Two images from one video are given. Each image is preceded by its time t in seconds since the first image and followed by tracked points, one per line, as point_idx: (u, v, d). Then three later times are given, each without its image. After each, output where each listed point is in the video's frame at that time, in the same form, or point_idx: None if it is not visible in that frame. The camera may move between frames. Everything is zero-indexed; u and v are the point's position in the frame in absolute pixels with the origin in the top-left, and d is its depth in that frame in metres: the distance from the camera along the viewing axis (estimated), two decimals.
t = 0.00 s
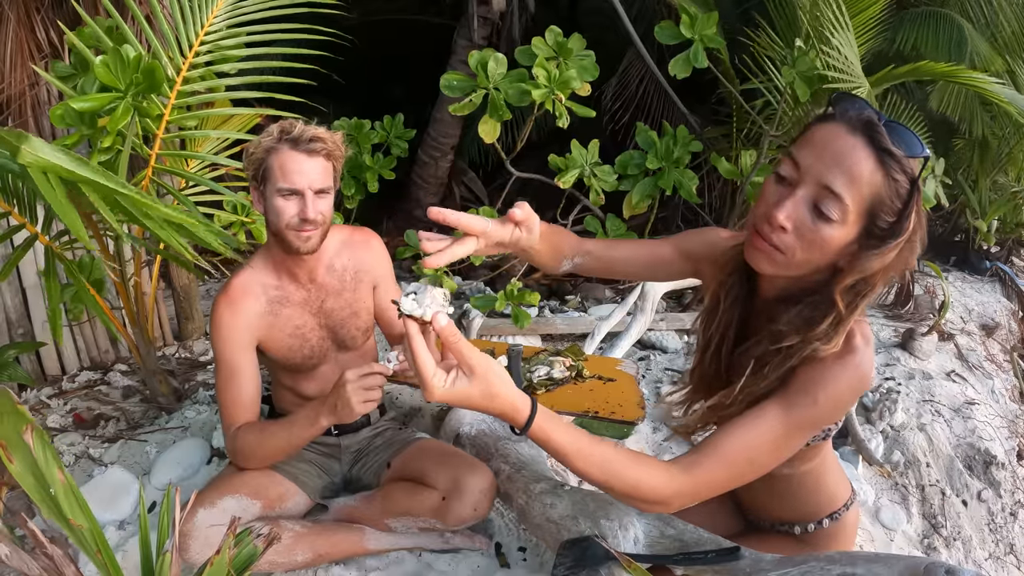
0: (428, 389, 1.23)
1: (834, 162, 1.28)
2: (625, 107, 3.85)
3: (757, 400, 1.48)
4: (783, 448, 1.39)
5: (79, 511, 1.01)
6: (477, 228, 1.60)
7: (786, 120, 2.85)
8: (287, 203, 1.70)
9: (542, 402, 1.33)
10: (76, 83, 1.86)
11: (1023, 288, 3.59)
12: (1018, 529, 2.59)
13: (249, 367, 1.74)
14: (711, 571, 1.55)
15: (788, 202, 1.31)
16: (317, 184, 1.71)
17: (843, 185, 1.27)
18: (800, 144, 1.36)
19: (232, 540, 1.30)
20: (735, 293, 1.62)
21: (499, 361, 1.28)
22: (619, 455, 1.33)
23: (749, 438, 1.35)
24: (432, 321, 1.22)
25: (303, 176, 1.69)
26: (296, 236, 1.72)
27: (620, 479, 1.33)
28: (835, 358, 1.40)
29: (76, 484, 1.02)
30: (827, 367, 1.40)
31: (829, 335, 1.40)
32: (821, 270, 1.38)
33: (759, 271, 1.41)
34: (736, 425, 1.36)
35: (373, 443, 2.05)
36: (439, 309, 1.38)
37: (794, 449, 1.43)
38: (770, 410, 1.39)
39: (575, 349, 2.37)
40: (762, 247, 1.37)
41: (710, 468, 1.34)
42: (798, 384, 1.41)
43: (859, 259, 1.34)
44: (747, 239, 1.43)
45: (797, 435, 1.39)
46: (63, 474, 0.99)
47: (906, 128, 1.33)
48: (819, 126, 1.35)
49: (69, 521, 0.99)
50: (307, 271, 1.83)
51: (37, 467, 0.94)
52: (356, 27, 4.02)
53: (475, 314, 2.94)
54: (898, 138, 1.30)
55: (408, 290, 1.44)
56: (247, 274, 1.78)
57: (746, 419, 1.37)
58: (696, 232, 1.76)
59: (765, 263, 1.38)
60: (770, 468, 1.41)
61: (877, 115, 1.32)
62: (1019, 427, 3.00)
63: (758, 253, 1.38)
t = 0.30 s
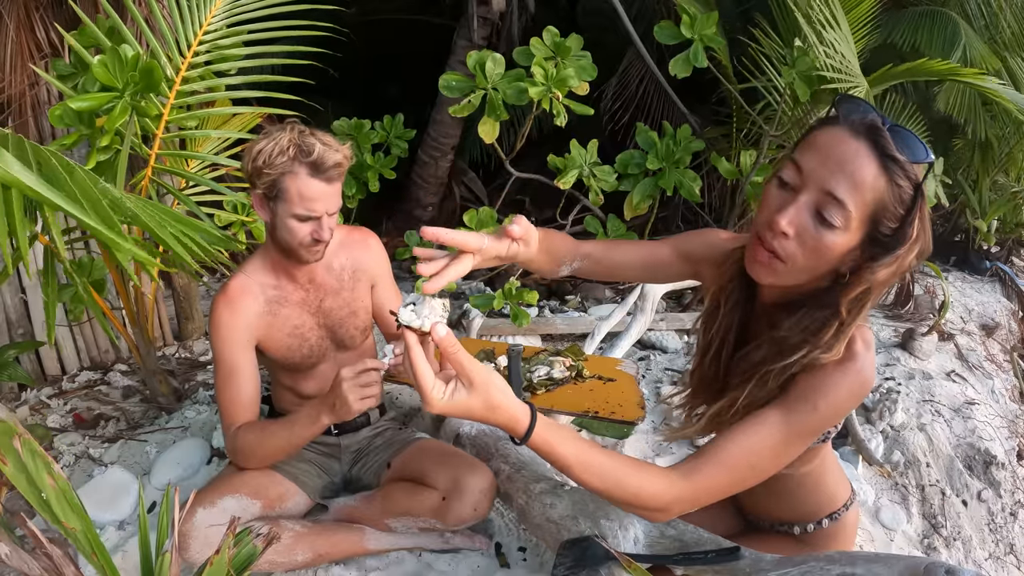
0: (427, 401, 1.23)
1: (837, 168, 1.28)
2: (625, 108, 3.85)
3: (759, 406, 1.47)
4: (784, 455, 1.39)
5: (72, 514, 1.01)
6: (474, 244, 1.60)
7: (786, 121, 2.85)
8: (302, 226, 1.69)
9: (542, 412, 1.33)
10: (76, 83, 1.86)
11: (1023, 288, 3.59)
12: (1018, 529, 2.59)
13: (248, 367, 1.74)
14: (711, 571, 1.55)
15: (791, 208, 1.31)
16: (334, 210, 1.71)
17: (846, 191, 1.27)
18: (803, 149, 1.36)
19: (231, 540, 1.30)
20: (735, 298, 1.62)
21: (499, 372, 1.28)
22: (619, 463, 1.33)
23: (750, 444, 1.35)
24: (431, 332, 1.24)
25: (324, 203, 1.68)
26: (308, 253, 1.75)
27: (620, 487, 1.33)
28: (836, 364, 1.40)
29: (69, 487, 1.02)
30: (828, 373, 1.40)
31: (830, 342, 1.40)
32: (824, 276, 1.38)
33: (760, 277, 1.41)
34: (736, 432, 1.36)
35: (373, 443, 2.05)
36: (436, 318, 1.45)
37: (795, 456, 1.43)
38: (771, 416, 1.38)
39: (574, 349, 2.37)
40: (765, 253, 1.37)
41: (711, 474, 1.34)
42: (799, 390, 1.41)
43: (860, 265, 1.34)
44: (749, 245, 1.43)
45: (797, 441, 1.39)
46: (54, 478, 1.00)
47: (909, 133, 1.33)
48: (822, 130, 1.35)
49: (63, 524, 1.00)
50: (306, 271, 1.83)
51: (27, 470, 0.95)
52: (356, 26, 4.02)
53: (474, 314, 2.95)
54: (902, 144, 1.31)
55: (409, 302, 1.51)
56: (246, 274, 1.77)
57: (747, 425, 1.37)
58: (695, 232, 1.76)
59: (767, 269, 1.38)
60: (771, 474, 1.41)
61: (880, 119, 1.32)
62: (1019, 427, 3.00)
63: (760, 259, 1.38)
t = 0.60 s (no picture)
0: (425, 407, 1.23)
1: (836, 174, 1.28)
2: (624, 108, 3.86)
3: (755, 409, 1.47)
4: (780, 458, 1.39)
5: (71, 514, 1.01)
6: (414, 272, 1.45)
7: (786, 120, 2.85)
8: (302, 227, 1.70)
9: (538, 417, 1.32)
10: (75, 83, 1.85)
11: (1023, 288, 3.59)
12: (1018, 529, 2.59)
13: (248, 367, 1.74)
14: (711, 570, 1.55)
15: (789, 213, 1.31)
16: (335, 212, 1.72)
17: (845, 198, 1.26)
18: (802, 153, 1.35)
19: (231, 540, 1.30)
20: (732, 300, 1.62)
21: (495, 379, 1.28)
22: (614, 466, 1.33)
23: (746, 448, 1.35)
24: (430, 339, 1.24)
25: (324, 205, 1.68)
26: (308, 255, 1.76)
27: (616, 489, 1.33)
28: (832, 367, 1.40)
29: (68, 486, 1.02)
30: (823, 377, 1.40)
31: (825, 345, 1.40)
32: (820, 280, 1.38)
33: (757, 280, 1.41)
34: (732, 435, 1.36)
35: (373, 443, 2.05)
36: (434, 327, 1.43)
37: (790, 459, 1.43)
38: (767, 419, 1.38)
39: (574, 349, 2.37)
40: (762, 257, 1.37)
41: (707, 476, 1.34)
42: (795, 394, 1.41)
43: (856, 269, 1.34)
44: (746, 248, 1.43)
45: (793, 445, 1.39)
46: (53, 478, 0.99)
47: (909, 139, 1.33)
48: (822, 134, 1.35)
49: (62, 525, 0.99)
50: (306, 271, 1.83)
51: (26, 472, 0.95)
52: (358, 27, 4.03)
53: (474, 315, 2.94)
54: (902, 150, 1.30)
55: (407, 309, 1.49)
56: (246, 274, 1.77)
57: (743, 428, 1.37)
58: (695, 232, 1.75)
59: (764, 273, 1.38)
60: (765, 476, 1.41)
61: (880, 124, 1.32)
62: (1019, 427, 3.00)
63: (757, 263, 1.38)
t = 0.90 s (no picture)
0: (425, 412, 1.24)
1: (836, 177, 1.28)
2: (624, 108, 3.86)
3: (755, 411, 1.48)
4: (779, 460, 1.40)
5: (75, 513, 1.01)
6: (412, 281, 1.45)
7: (786, 121, 2.85)
8: (303, 229, 1.70)
9: (538, 420, 1.32)
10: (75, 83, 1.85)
11: None
12: (1018, 529, 2.59)
13: (248, 367, 1.74)
14: (711, 571, 1.55)
15: (789, 216, 1.31)
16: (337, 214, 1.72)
17: (845, 201, 1.26)
18: (803, 155, 1.35)
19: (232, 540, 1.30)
20: (731, 301, 1.62)
21: (496, 384, 1.28)
22: (614, 468, 1.33)
23: (745, 450, 1.35)
24: (430, 345, 1.23)
25: (327, 208, 1.68)
26: (309, 256, 1.76)
27: (615, 491, 1.33)
28: (831, 370, 1.40)
29: (72, 485, 1.02)
30: (822, 379, 1.40)
31: (824, 347, 1.41)
32: (819, 282, 1.38)
33: (756, 281, 1.41)
34: (732, 436, 1.36)
35: (374, 443, 2.04)
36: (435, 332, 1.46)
37: (789, 461, 1.44)
38: (766, 421, 1.39)
39: (574, 349, 2.37)
40: (761, 259, 1.37)
41: (707, 478, 1.34)
42: (793, 396, 1.41)
43: (856, 272, 1.35)
44: (745, 250, 1.43)
45: (792, 447, 1.40)
46: (58, 477, 0.99)
47: (910, 142, 1.32)
48: (822, 136, 1.34)
49: (65, 524, 0.99)
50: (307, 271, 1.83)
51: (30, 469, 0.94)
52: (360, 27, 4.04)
53: (474, 315, 2.94)
54: (903, 154, 1.30)
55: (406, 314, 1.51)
56: (246, 274, 1.77)
57: (743, 430, 1.37)
58: (695, 232, 1.75)
59: (763, 275, 1.38)
60: (763, 478, 1.41)
61: (881, 128, 1.32)
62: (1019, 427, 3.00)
63: (756, 264, 1.38)
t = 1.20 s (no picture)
0: (427, 406, 1.24)
1: (836, 173, 1.28)
2: (625, 108, 3.86)
3: (754, 409, 1.48)
4: (778, 458, 1.40)
5: (75, 514, 1.01)
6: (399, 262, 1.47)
7: (786, 121, 2.85)
8: (304, 232, 1.70)
9: (539, 418, 1.32)
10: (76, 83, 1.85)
11: None
12: (1018, 529, 2.59)
13: (247, 367, 1.74)
14: (711, 571, 1.55)
15: (789, 213, 1.30)
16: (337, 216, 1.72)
17: (844, 197, 1.26)
18: (802, 153, 1.34)
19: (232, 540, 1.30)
20: (730, 301, 1.62)
21: (499, 378, 1.27)
22: (614, 467, 1.33)
23: (745, 448, 1.35)
24: (433, 339, 1.24)
25: (328, 211, 1.68)
26: (309, 258, 1.76)
27: (615, 490, 1.33)
28: (829, 369, 1.41)
29: (72, 487, 1.02)
30: (821, 378, 1.41)
31: (823, 347, 1.41)
32: (818, 280, 1.38)
33: (755, 279, 1.41)
34: (731, 435, 1.36)
35: (373, 443, 2.05)
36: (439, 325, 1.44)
37: (788, 459, 1.44)
38: (766, 420, 1.39)
39: (574, 349, 2.37)
40: (760, 256, 1.37)
41: (707, 476, 1.34)
42: (793, 395, 1.41)
43: (854, 269, 1.35)
44: (744, 247, 1.43)
45: (791, 445, 1.40)
46: (58, 478, 0.99)
47: (908, 139, 1.32)
48: (822, 134, 1.34)
49: (65, 524, 0.99)
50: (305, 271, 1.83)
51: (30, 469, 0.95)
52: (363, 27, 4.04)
53: (474, 314, 2.94)
54: (901, 150, 1.30)
55: (410, 307, 1.51)
56: (246, 274, 1.78)
57: (742, 428, 1.37)
58: (694, 232, 1.75)
59: (762, 273, 1.38)
60: (763, 477, 1.41)
61: (879, 125, 1.32)
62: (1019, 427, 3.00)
63: (755, 262, 1.38)
